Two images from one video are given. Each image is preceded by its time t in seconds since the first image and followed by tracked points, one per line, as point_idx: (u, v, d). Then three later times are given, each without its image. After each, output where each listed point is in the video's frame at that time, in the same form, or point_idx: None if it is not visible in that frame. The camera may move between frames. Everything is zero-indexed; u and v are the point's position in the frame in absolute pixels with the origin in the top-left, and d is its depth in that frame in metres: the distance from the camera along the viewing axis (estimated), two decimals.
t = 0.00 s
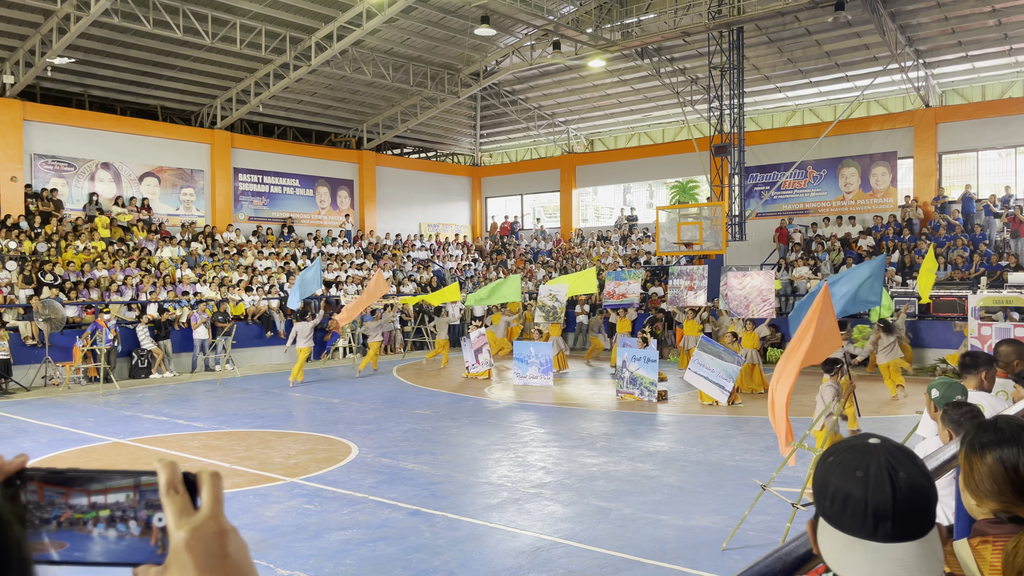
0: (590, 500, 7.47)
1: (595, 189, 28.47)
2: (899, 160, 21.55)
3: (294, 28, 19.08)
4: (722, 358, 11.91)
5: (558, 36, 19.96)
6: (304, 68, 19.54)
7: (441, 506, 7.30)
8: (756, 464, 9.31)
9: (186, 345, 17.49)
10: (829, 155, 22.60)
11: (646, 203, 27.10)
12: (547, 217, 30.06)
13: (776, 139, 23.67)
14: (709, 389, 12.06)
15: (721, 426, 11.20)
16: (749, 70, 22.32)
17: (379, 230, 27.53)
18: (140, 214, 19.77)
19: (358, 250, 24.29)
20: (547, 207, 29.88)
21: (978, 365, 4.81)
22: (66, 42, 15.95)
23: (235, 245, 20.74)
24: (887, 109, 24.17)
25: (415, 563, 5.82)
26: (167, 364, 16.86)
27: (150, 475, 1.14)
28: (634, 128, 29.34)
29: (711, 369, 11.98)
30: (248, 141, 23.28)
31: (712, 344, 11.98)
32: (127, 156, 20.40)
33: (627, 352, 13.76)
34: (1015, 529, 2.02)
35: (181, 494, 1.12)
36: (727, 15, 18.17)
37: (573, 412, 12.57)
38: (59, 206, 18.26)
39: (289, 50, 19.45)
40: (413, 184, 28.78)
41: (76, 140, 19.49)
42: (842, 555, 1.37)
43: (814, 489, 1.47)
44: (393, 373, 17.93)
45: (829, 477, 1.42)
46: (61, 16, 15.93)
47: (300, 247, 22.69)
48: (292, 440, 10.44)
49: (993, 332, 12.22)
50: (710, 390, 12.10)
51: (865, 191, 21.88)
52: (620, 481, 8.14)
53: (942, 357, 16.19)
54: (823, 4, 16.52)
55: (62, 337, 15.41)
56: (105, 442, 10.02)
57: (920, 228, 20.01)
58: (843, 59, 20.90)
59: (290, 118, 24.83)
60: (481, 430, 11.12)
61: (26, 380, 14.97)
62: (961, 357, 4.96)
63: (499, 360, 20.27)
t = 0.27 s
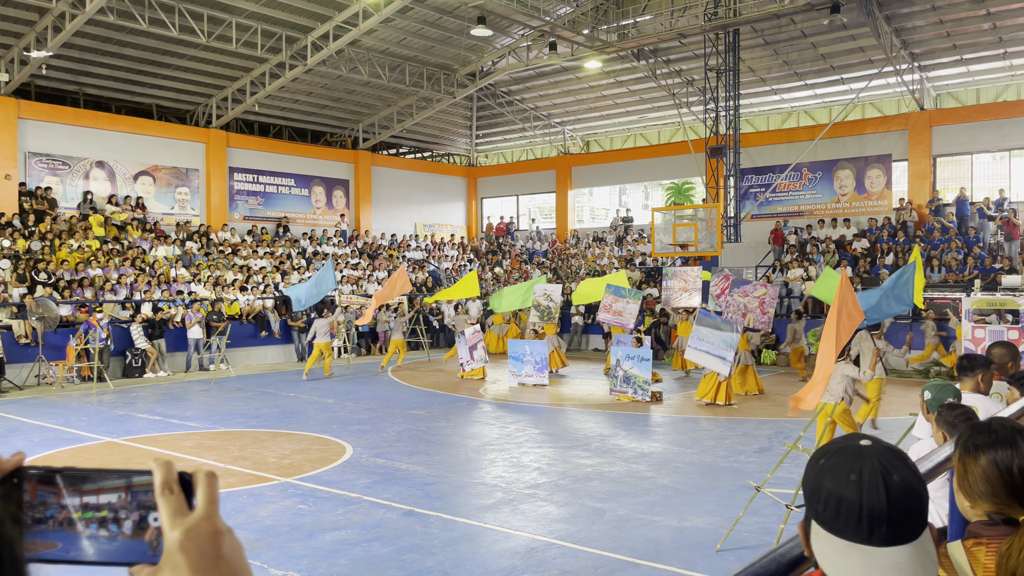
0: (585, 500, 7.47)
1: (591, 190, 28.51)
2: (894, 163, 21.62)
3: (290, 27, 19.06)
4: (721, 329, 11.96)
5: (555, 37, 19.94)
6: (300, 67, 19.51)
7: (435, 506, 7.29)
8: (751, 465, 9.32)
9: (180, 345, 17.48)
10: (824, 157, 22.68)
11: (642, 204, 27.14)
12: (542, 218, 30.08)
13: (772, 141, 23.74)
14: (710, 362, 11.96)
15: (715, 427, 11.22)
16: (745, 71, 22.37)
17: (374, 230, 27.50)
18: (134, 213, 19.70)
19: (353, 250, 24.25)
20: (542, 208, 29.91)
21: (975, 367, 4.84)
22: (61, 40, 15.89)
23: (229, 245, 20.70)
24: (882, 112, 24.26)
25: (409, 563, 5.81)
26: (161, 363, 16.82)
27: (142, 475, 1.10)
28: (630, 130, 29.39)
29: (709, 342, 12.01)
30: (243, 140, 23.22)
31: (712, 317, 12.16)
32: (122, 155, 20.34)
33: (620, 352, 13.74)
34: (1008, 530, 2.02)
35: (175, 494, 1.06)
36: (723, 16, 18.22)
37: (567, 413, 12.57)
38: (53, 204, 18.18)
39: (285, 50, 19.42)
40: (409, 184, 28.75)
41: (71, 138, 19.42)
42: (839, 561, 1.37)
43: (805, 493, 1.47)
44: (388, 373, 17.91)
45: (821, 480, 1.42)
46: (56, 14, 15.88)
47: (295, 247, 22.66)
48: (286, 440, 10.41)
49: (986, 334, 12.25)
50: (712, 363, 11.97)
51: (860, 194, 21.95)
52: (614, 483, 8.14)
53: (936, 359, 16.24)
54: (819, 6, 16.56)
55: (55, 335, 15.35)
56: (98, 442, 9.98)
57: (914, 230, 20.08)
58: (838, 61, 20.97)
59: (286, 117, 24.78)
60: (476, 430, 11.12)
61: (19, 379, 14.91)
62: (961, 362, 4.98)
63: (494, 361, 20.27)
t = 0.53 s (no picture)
0: (579, 501, 7.47)
1: (586, 191, 28.53)
2: (888, 165, 21.69)
3: (286, 26, 19.02)
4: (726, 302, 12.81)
5: (551, 38, 19.93)
6: (295, 67, 19.47)
7: (430, 507, 7.28)
8: (745, 466, 9.34)
9: (175, 344, 17.44)
10: (819, 159, 22.74)
11: (637, 205, 27.17)
12: (538, 218, 30.07)
13: (767, 143, 23.79)
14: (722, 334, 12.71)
15: (709, 428, 11.23)
16: (740, 73, 22.42)
17: (370, 230, 27.46)
18: (129, 212, 19.64)
19: (348, 250, 24.21)
20: (538, 208, 29.90)
21: (969, 369, 4.87)
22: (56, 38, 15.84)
23: (224, 244, 20.64)
24: (877, 114, 24.35)
25: (403, 563, 5.80)
26: (155, 363, 16.76)
27: (137, 474, 1.09)
28: (626, 131, 29.43)
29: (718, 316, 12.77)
30: (238, 139, 23.16)
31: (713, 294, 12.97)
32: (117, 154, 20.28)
33: (614, 338, 13.73)
34: (1004, 532, 2.03)
35: (173, 494, 1.05)
36: (719, 18, 18.26)
37: (562, 414, 12.57)
38: (47, 202, 18.10)
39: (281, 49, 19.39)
40: (404, 184, 28.72)
41: (65, 137, 19.35)
42: (845, 566, 1.38)
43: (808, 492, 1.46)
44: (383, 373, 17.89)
45: (827, 483, 1.41)
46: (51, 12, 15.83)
47: (290, 246, 22.62)
48: (280, 440, 10.38)
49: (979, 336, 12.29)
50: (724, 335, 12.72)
51: (855, 196, 22.01)
52: (609, 483, 8.15)
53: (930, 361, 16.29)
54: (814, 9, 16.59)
55: (49, 334, 15.30)
56: (91, 441, 9.94)
57: (909, 233, 20.14)
58: (833, 64, 21.03)
59: (281, 117, 24.74)
60: (471, 431, 11.11)
61: (11, 377, 14.83)
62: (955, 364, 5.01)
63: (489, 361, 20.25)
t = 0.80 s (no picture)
0: (574, 502, 7.47)
1: (582, 192, 28.55)
2: (883, 167, 21.76)
3: (282, 25, 19.00)
4: (732, 304, 12.85)
5: (547, 39, 19.93)
6: (291, 66, 19.44)
7: (424, 507, 7.28)
8: (740, 467, 9.35)
9: (169, 344, 17.39)
10: (814, 161, 22.80)
11: (633, 206, 27.17)
12: (534, 219, 30.06)
13: (763, 144, 23.85)
14: (724, 336, 12.66)
15: (704, 429, 11.25)
16: (736, 75, 22.46)
17: (365, 230, 27.43)
18: (123, 211, 19.59)
19: (343, 249, 24.18)
20: (534, 209, 29.90)
21: (963, 370, 4.89)
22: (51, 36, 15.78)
23: (219, 243, 20.58)
24: (872, 117, 24.43)
25: (398, 564, 5.80)
26: (149, 362, 16.70)
27: (135, 475, 1.08)
28: (622, 132, 29.46)
29: (722, 318, 12.78)
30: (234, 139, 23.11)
31: (719, 296, 13.02)
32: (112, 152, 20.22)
33: (610, 319, 14.12)
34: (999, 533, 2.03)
35: (171, 494, 1.05)
36: (715, 20, 18.31)
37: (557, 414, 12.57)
38: (41, 201, 18.03)
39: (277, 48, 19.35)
40: (400, 184, 28.69)
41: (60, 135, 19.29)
42: (839, 567, 1.39)
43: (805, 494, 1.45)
44: (377, 373, 17.85)
45: (823, 484, 1.41)
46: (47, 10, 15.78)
47: (285, 246, 22.58)
48: (274, 440, 10.36)
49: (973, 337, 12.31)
50: (727, 337, 12.66)
51: (850, 198, 22.08)
52: (604, 484, 8.15)
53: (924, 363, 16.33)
54: (810, 11, 16.62)
55: (42, 333, 15.24)
56: (84, 441, 9.90)
57: (903, 235, 20.20)
58: (829, 66, 21.09)
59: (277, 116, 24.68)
60: (466, 431, 11.11)
61: (4, 377, 14.76)
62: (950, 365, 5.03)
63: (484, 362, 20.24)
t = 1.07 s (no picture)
0: (570, 503, 7.47)
1: (578, 193, 28.56)
2: (878, 169, 21.81)
3: (278, 25, 18.98)
4: (733, 297, 12.90)
5: (543, 40, 19.94)
6: (287, 66, 19.42)
7: (420, 507, 7.28)
8: (735, 468, 9.37)
9: (164, 344, 17.34)
10: (809, 163, 22.86)
11: (629, 207, 27.19)
12: (530, 220, 30.06)
13: (758, 146, 23.89)
14: (729, 328, 12.67)
15: (700, 430, 11.27)
16: (732, 76, 22.51)
17: (361, 230, 27.41)
18: (118, 210, 19.55)
19: (339, 250, 24.15)
20: (530, 210, 29.91)
21: (956, 371, 4.90)
22: (47, 35, 15.74)
23: (214, 243, 20.54)
24: (867, 118, 24.49)
25: (393, 564, 5.79)
26: (144, 362, 16.66)
27: (132, 475, 1.07)
28: (618, 133, 29.47)
29: (724, 310, 12.79)
30: (230, 139, 23.07)
31: (720, 289, 13.05)
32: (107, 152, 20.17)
33: (609, 304, 14.24)
34: (994, 534, 2.04)
35: (169, 495, 1.04)
36: (711, 21, 18.33)
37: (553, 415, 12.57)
38: (36, 200, 17.98)
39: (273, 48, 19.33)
40: (396, 185, 28.67)
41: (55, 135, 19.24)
42: (829, 567, 1.39)
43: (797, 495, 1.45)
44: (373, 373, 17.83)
45: (811, 485, 1.41)
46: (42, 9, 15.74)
47: (281, 246, 22.55)
48: (269, 440, 10.34)
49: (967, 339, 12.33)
50: (729, 329, 12.69)
51: (845, 200, 22.15)
52: (599, 485, 8.15)
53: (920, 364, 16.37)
54: (807, 13, 16.67)
55: (37, 333, 15.19)
56: (79, 441, 9.88)
57: (898, 236, 20.27)
58: (824, 68, 21.16)
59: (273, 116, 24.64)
60: (462, 432, 11.11)
61: None
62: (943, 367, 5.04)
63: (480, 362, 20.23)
